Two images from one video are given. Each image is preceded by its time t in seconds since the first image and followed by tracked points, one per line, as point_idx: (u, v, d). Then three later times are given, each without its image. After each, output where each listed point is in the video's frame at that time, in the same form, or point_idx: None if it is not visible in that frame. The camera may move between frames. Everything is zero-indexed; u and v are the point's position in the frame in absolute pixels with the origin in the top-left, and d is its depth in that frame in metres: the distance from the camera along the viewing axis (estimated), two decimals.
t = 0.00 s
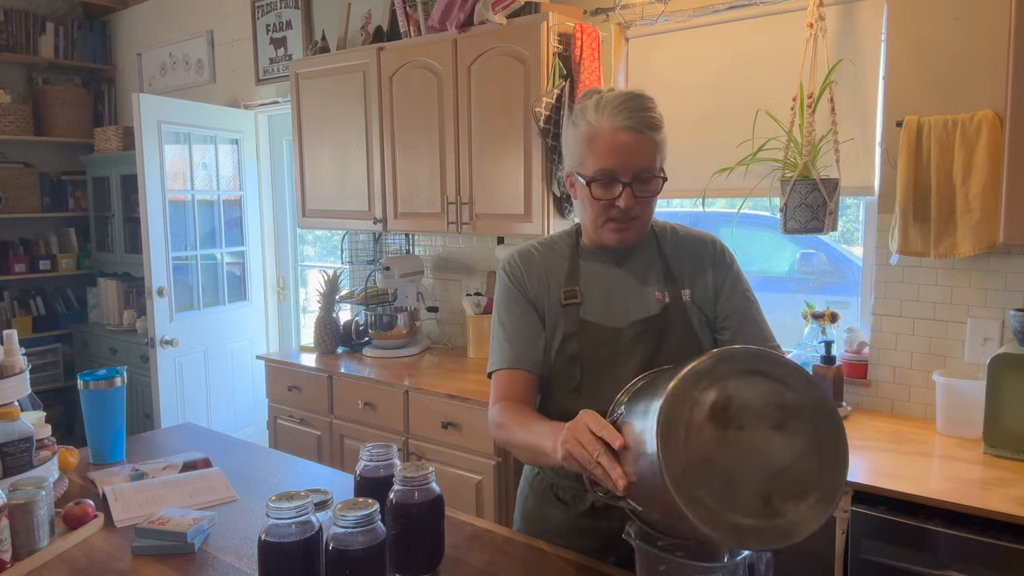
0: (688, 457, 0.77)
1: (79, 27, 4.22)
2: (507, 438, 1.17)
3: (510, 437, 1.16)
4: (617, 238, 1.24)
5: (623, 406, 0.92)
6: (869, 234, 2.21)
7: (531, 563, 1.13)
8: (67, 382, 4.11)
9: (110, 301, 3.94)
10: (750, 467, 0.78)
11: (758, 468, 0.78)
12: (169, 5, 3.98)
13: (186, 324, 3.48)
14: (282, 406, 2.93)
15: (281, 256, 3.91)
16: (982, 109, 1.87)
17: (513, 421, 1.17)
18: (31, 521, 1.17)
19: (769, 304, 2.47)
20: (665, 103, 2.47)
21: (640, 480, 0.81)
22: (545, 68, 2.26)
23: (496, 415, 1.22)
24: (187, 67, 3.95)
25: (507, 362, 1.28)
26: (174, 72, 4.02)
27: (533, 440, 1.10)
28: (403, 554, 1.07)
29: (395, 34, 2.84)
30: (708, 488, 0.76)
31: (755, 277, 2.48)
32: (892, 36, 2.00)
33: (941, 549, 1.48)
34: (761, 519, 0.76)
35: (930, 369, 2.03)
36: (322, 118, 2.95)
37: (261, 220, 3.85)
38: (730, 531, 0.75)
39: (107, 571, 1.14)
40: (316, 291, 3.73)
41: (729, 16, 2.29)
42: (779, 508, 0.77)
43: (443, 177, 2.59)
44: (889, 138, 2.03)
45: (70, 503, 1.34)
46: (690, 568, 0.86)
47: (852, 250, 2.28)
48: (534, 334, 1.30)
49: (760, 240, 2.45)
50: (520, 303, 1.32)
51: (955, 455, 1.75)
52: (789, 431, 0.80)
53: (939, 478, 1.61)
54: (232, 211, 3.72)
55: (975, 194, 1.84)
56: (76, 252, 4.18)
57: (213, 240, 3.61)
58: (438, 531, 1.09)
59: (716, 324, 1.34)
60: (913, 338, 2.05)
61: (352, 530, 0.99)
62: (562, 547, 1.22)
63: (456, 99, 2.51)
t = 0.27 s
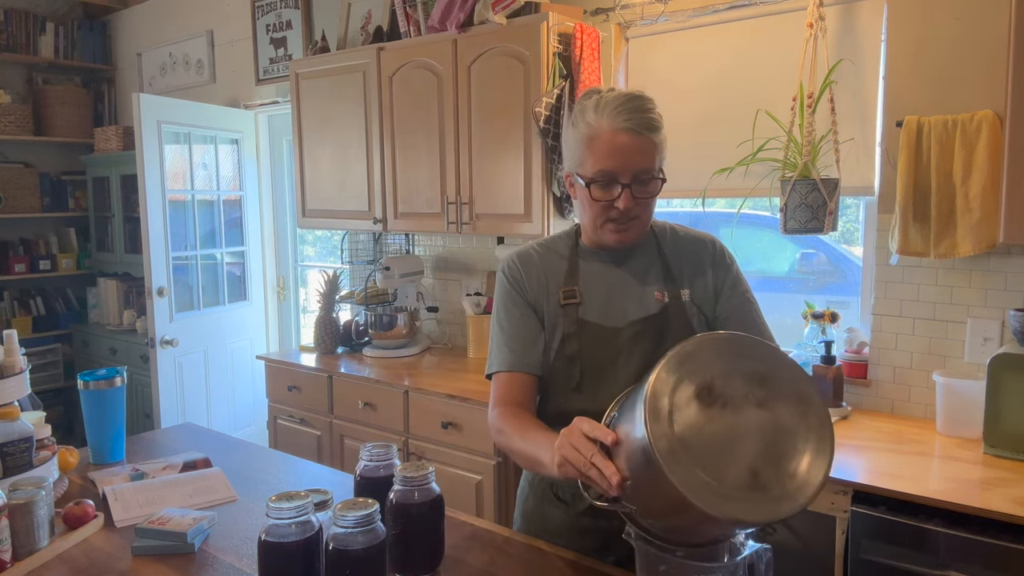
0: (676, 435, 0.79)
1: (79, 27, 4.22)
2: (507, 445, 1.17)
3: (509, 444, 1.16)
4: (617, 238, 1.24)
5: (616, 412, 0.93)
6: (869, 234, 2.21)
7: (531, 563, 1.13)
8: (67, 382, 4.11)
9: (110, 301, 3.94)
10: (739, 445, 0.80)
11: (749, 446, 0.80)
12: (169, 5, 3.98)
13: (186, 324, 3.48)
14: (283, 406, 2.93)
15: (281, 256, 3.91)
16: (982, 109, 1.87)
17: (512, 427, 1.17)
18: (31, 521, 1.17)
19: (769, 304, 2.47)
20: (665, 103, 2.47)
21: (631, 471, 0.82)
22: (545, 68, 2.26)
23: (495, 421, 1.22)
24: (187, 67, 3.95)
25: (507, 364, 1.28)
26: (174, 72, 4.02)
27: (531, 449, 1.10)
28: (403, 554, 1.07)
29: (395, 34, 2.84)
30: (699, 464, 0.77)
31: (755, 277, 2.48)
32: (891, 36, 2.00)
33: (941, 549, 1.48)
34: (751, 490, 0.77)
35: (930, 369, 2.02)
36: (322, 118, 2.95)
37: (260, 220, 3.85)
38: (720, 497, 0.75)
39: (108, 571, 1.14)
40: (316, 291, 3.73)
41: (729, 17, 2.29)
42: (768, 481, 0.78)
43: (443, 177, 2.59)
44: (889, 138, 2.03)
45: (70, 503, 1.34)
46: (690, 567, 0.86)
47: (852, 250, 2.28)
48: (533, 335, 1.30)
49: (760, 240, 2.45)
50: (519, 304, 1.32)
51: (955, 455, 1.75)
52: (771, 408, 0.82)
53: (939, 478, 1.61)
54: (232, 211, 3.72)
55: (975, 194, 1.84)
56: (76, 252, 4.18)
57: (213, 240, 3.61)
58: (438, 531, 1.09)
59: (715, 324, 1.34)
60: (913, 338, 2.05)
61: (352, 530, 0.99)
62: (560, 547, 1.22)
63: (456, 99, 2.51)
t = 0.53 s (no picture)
0: (655, 389, 0.84)
1: (79, 27, 4.22)
2: (507, 451, 1.17)
3: (510, 449, 1.16)
4: (616, 238, 1.24)
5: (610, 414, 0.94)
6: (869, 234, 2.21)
7: (531, 563, 1.13)
8: (67, 382, 4.11)
9: (110, 301, 3.94)
10: (716, 400, 0.84)
11: (727, 401, 0.84)
12: (169, 5, 3.98)
13: (186, 324, 3.48)
14: (282, 406, 2.93)
15: (280, 256, 3.91)
16: (981, 109, 1.87)
17: (513, 434, 1.17)
18: (31, 521, 1.17)
19: (769, 304, 2.47)
20: (666, 103, 2.47)
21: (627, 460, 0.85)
22: (545, 68, 2.26)
23: (496, 427, 1.22)
24: (187, 67, 3.95)
25: (506, 367, 1.28)
26: (174, 73, 4.02)
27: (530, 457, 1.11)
28: (402, 554, 1.07)
29: (395, 34, 2.84)
30: (677, 416, 0.82)
31: (755, 277, 2.48)
32: (891, 36, 2.00)
33: (941, 549, 1.48)
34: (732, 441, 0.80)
35: (930, 369, 2.03)
36: (321, 117, 2.95)
37: (261, 221, 3.85)
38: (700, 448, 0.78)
39: (108, 571, 1.14)
40: (316, 291, 3.73)
41: (729, 16, 2.29)
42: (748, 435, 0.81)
43: (443, 177, 2.59)
44: (889, 138, 2.02)
45: (70, 503, 1.34)
46: (691, 567, 0.85)
47: (852, 249, 2.28)
48: (532, 337, 1.30)
49: (760, 240, 2.45)
50: (518, 307, 1.32)
51: (955, 455, 1.75)
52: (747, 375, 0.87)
53: (939, 478, 1.61)
54: (232, 211, 3.72)
55: (974, 194, 1.84)
56: (76, 252, 4.18)
57: (213, 240, 3.61)
58: (438, 531, 1.09)
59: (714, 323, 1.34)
60: (913, 338, 2.05)
61: (352, 530, 0.99)
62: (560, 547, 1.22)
63: (456, 99, 2.51)
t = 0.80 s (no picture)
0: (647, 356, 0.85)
1: (79, 27, 4.22)
2: (507, 453, 1.17)
3: (509, 450, 1.16)
4: (613, 237, 1.24)
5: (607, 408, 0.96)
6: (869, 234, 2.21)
7: (531, 563, 1.13)
8: (67, 382, 4.11)
9: (110, 301, 3.94)
10: (708, 361, 0.83)
11: (718, 360, 0.83)
12: (169, 5, 3.98)
13: (186, 324, 3.48)
14: (282, 406, 2.93)
15: (280, 256, 3.91)
16: (981, 109, 1.87)
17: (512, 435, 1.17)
18: (31, 521, 1.17)
19: (769, 304, 2.46)
20: (666, 103, 2.47)
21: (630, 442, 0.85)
22: (545, 68, 2.26)
23: (495, 429, 1.22)
24: (187, 67, 3.95)
25: (504, 370, 1.28)
26: (174, 73, 4.02)
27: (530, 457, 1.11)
28: (402, 554, 1.07)
29: (395, 34, 2.84)
30: (675, 380, 0.81)
31: (755, 277, 2.48)
32: (891, 36, 2.00)
33: (941, 550, 1.48)
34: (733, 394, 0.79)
35: (930, 369, 2.03)
36: (321, 117, 2.95)
37: (260, 220, 3.85)
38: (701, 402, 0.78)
39: (107, 571, 1.14)
40: (316, 291, 3.73)
41: (729, 17, 2.29)
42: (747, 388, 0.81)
43: (443, 177, 2.59)
44: (889, 139, 2.02)
45: (70, 503, 1.34)
46: (690, 567, 0.85)
47: (852, 249, 2.28)
48: (530, 339, 1.30)
49: (760, 240, 2.45)
50: (515, 309, 1.32)
51: (955, 455, 1.75)
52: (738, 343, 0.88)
53: (939, 478, 1.61)
54: (232, 211, 3.72)
55: (975, 194, 1.83)
56: (76, 252, 4.18)
57: (213, 240, 3.61)
58: (437, 531, 1.09)
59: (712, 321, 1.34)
60: (913, 338, 2.05)
61: (352, 530, 0.99)
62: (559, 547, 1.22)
63: (456, 99, 2.51)
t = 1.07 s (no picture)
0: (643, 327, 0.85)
1: (79, 27, 4.22)
2: (507, 450, 1.17)
3: (509, 447, 1.16)
4: (611, 237, 1.24)
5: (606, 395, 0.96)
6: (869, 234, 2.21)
7: (532, 562, 1.13)
8: (67, 382, 4.11)
9: (110, 301, 3.93)
10: (706, 333, 0.84)
11: (714, 333, 0.84)
12: (169, 5, 3.98)
13: (186, 325, 3.48)
14: (282, 406, 2.93)
15: (280, 256, 3.91)
16: (981, 109, 1.87)
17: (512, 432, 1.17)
18: (31, 520, 1.17)
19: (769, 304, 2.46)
20: (665, 103, 2.47)
21: (630, 422, 0.85)
22: (545, 68, 2.26)
23: (494, 427, 1.22)
24: (187, 67, 3.95)
25: (503, 370, 1.28)
26: (174, 72, 4.02)
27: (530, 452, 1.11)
28: (403, 554, 1.07)
29: (395, 34, 2.84)
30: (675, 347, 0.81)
31: (755, 277, 2.48)
32: (891, 36, 2.00)
33: (941, 550, 1.48)
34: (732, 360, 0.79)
35: (930, 369, 2.03)
36: (321, 117, 2.95)
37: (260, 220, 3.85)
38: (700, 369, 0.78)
39: (107, 571, 1.14)
40: (316, 291, 3.73)
41: (729, 17, 2.29)
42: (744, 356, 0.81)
43: (443, 177, 2.59)
44: (889, 139, 2.02)
45: (70, 503, 1.34)
46: (691, 567, 0.85)
47: (852, 249, 2.28)
48: (529, 338, 1.30)
49: (760, 240, 2.45)
50: (514, 308, 1.32)
51: (955, 455, 1.75)
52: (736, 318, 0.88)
53: (940, 478, 1.61)
54: (232, 211, 3.72)
55: (975, 194, 1.83)
56: (76, 252, 4.18)
57: (213, 240, 3.61)
58: (437, 531, 1.09)
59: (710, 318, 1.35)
60: (913, 338, 2.05)
61: (352, 530, 0.99)
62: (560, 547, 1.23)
63: (456, 99, 2.51)
